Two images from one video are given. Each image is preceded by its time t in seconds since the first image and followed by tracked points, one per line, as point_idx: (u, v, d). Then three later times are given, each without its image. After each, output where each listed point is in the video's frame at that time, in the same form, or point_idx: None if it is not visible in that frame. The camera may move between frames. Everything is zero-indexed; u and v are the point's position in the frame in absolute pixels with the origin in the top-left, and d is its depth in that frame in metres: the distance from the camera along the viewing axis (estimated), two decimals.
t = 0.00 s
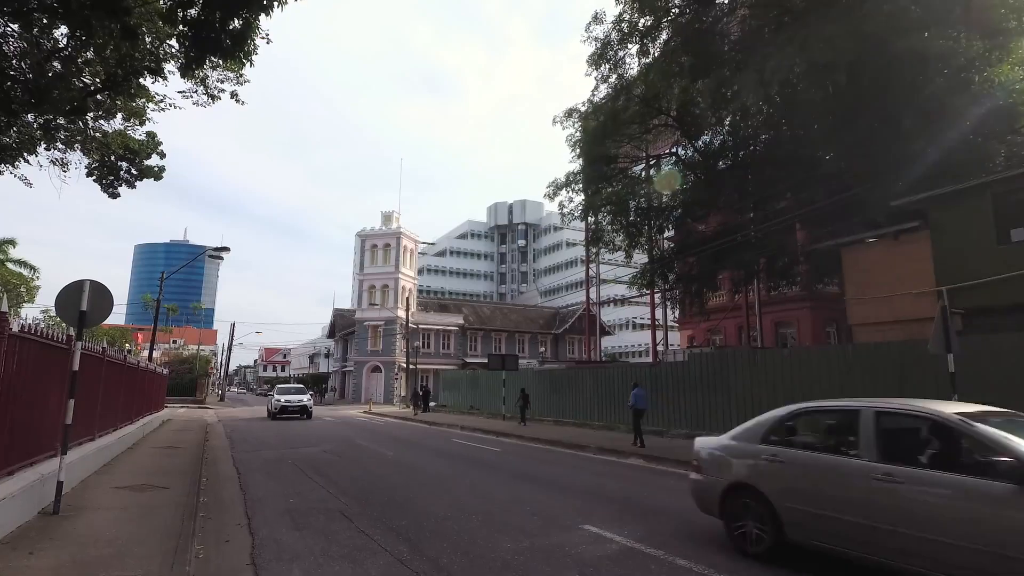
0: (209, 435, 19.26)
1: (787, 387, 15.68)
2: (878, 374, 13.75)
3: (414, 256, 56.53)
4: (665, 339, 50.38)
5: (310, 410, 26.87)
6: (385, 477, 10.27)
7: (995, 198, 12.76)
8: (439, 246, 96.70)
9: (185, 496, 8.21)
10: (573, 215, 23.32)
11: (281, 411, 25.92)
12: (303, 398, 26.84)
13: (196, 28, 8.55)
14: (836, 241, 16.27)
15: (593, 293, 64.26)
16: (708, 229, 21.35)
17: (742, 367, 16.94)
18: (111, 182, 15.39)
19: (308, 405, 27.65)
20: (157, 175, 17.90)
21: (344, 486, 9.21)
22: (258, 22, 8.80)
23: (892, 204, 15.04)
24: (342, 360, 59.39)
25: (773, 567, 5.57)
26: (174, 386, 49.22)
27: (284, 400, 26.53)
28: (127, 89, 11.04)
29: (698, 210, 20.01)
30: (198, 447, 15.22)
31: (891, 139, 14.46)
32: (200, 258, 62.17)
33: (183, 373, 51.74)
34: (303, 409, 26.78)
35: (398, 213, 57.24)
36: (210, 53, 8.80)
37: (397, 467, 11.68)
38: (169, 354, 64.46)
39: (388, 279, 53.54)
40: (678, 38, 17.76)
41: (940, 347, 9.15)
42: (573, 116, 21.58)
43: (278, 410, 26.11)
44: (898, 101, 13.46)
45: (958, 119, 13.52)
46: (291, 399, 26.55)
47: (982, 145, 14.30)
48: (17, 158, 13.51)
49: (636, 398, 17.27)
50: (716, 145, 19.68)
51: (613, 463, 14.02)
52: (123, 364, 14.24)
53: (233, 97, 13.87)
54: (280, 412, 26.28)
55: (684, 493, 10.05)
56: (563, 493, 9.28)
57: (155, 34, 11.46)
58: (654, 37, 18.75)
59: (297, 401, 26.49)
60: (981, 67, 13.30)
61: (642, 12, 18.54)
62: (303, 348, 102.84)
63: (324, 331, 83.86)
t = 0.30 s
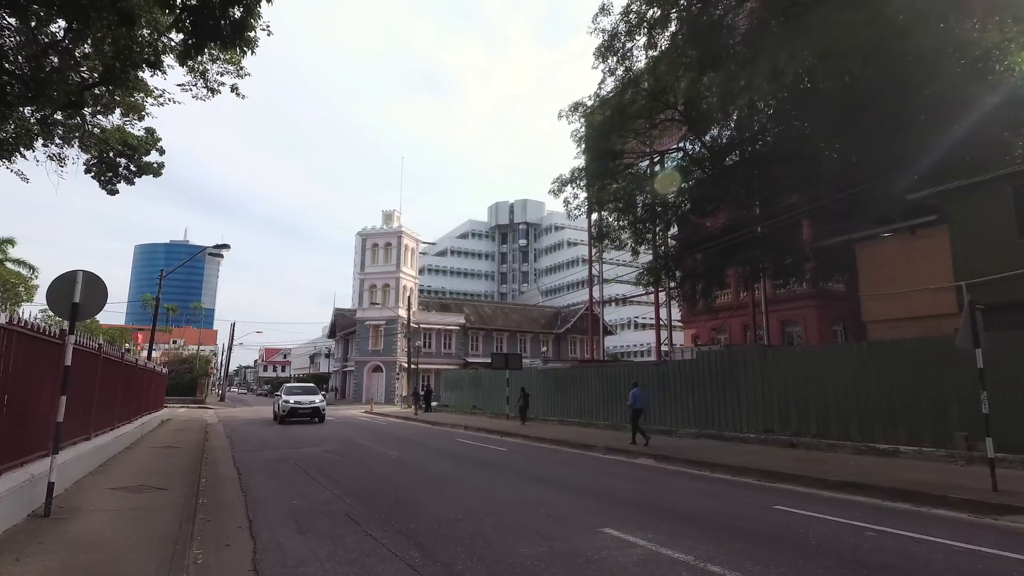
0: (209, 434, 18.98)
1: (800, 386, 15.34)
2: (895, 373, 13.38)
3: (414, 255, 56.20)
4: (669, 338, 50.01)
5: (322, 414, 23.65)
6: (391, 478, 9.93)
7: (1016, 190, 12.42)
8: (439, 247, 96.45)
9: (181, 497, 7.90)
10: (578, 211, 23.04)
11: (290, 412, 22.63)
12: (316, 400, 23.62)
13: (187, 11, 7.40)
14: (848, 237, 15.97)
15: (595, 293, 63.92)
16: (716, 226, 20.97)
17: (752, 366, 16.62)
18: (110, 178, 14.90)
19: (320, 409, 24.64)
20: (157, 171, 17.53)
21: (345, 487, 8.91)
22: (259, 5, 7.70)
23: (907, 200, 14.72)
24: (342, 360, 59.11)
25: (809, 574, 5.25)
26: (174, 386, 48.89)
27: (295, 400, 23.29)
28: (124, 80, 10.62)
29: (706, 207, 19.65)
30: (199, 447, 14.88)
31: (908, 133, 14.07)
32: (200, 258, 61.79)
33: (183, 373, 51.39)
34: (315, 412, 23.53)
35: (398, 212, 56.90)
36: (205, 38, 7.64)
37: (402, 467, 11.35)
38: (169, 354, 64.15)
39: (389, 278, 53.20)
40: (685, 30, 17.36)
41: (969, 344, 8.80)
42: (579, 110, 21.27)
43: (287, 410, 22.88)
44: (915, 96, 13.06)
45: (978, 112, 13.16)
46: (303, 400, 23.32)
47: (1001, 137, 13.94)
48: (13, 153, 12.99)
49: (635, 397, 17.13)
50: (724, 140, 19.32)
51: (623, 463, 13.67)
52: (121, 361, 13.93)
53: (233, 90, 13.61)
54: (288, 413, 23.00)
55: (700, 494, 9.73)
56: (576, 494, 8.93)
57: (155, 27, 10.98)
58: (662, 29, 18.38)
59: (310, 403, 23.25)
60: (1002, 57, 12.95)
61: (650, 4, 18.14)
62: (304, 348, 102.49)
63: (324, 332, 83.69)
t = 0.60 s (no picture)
0: (210, 436, 18.61)
1: (816, 386, 14.95)
2: (916, 374, 13.02)
3: (416, 255, 55.80)
4: (673, 338, 49.64)
5: (340, 419, 20.56)
6: (400, 483, 9.55)
7: None
8: (441, 247, 96.18)
9: (181, 506, 7.53)
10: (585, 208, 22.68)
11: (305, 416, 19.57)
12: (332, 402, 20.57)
13: None
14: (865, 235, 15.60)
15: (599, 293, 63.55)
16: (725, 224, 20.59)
17: (765, 366, 16.27)
18: (108, 176, 14.40)
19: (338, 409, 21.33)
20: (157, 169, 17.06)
21: (352, 495, 8.54)
22: None
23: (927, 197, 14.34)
24: (344, 360, 58.75)
25: None
26: (175, 387, 48.55)
27: (307, 402, 20.24)
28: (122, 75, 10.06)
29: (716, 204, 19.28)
30: (200, 449, 14.52)
31: (928, 128, 13.68)
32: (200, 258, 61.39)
33: (184, 373, 51.02)
34: (331, 416, 20.45)
35: (401, 211, 56.53)
36: (207, 28, 7.08)
37: (410, 472, 10.99)
38: (169, 354, 63.78)
39: (391, 278, 52.83)
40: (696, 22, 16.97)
41: (1005, 346, 8.42)
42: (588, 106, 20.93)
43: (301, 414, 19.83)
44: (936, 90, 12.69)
45: (1002, 107, 12.78)
46: (317, 402, 20.26)
47: None
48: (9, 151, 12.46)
49: (635, 398, 16.61)
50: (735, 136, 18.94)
51: (635, 466, 13.30)
52: (119, 362, 13.55)
53: (234, 85, 13.24)
54: (301, 418, 19.95)
55: (720, 501, 9.37)
56: (593, 501, 8.56)
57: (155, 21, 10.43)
58: (673, 23, 18.01)
59: (326, 406, 20.21)
60: None
61: None
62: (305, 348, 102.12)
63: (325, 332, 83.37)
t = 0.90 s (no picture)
0: (212, 436, 18.27)
1: (832, 385, 14.60)
2: (937, 371, 12.66)
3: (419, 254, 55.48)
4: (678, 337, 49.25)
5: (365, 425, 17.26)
6: (410, 484, 9.18)
7: None
8: (443, 246, 95.91)
9: (182, 508, 7.18)
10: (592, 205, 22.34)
11: (326, 421, 16.39)
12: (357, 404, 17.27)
13: None
14: (882, 230, 15.22)
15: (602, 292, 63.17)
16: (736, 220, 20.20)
17: (779, 364, 15.91)
18: (109, 172, 14.00)
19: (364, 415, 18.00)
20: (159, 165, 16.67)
21: (361, 497, 8.20)
22: None
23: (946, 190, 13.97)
24: (346, 359, 58.42)
25: None
26: (177, 386, 48.24)
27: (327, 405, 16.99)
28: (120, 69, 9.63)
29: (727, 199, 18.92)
30: (202, 450, 14.15)
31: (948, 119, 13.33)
32: (202, 257, 61.12)
33: (185, 373, 50.71)
34: (355, 421, 17.20)
35: (402, 210, 56.18)
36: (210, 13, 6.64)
37: (419, 472, 10.64)
38: (171, 353, 63.46)
39: (394, 277, 52.53)
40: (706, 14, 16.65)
41: None
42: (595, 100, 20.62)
43: (320, 419, 16.61)
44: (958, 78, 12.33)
45: None
46: (338, 405, 17.02)
47: None
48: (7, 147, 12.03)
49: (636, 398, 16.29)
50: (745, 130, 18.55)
51: (649, 467, 12.94)
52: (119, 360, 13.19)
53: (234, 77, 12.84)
54: (321, 423, 16.75)
55: (743, 503, 9.01)
56: (612, 504, 8.21)
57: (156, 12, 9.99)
58: (683, 15, 17.67)
59: (350, 408, 16.99)
60: None
61: None
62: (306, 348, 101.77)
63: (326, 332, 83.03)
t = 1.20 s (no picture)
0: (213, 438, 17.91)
1: (848, 384, 14.27)
2: (958, 371, 12.31)
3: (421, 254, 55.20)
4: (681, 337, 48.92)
5: (404, 438, 13.67)
6: (420, 490, 8.83)
7: None
8: (444, 246, 95.64)
9: (180, 515, 6.85)
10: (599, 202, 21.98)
11: (354, 433, 13.07)
12: (393, 410, 13.83)
13: None
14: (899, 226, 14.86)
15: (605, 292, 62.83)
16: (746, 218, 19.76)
17: (793, 363, 15.54)
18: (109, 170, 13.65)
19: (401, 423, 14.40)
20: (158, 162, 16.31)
21: (369, 502, 7.86)
22: None
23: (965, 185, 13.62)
24: (347, 359, 58.09)
25: None
26: (177, 387, 47.96)
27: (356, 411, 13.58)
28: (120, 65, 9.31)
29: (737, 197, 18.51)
30: (203, 452, 13.81)
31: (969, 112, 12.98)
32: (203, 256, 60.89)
33: (186, 373, 50.44)
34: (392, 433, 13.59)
35: (404, 210, 55.91)
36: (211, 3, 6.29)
37: (427, 476, 10.29)
38: (171, 353, 63.18)
39: (396, 276, 52.27)
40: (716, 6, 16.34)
41: None
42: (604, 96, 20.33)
43: (347, 430, 13.22)
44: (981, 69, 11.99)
45: None
46: (371, 412, 13.46)
47: None
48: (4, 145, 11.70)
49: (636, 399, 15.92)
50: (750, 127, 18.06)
51: (662, 470, 12.60)
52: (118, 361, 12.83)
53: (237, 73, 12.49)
54: (349, 436, 13.18)
55: (764, 508, 8.66)
56: (630, 510, 7.86)
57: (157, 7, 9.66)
58: (693, 8, 17.36)
59: (385, 417, 13.45)
60: None
61: None
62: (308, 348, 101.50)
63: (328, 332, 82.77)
